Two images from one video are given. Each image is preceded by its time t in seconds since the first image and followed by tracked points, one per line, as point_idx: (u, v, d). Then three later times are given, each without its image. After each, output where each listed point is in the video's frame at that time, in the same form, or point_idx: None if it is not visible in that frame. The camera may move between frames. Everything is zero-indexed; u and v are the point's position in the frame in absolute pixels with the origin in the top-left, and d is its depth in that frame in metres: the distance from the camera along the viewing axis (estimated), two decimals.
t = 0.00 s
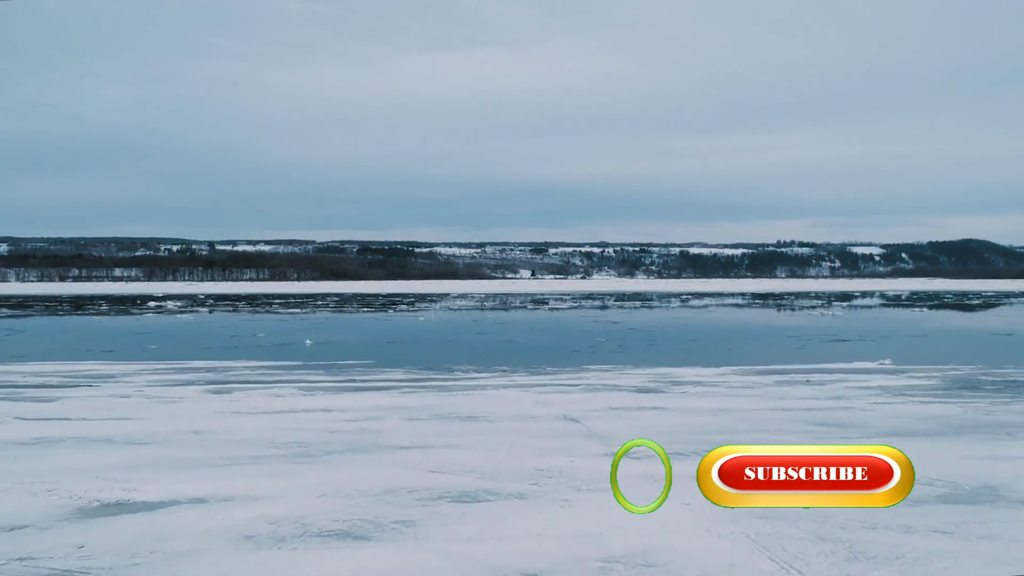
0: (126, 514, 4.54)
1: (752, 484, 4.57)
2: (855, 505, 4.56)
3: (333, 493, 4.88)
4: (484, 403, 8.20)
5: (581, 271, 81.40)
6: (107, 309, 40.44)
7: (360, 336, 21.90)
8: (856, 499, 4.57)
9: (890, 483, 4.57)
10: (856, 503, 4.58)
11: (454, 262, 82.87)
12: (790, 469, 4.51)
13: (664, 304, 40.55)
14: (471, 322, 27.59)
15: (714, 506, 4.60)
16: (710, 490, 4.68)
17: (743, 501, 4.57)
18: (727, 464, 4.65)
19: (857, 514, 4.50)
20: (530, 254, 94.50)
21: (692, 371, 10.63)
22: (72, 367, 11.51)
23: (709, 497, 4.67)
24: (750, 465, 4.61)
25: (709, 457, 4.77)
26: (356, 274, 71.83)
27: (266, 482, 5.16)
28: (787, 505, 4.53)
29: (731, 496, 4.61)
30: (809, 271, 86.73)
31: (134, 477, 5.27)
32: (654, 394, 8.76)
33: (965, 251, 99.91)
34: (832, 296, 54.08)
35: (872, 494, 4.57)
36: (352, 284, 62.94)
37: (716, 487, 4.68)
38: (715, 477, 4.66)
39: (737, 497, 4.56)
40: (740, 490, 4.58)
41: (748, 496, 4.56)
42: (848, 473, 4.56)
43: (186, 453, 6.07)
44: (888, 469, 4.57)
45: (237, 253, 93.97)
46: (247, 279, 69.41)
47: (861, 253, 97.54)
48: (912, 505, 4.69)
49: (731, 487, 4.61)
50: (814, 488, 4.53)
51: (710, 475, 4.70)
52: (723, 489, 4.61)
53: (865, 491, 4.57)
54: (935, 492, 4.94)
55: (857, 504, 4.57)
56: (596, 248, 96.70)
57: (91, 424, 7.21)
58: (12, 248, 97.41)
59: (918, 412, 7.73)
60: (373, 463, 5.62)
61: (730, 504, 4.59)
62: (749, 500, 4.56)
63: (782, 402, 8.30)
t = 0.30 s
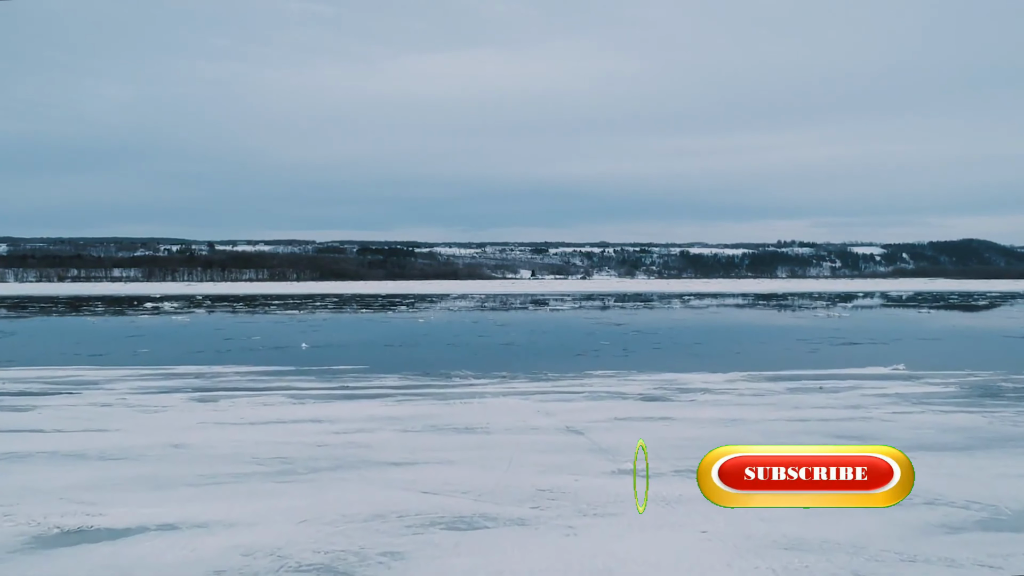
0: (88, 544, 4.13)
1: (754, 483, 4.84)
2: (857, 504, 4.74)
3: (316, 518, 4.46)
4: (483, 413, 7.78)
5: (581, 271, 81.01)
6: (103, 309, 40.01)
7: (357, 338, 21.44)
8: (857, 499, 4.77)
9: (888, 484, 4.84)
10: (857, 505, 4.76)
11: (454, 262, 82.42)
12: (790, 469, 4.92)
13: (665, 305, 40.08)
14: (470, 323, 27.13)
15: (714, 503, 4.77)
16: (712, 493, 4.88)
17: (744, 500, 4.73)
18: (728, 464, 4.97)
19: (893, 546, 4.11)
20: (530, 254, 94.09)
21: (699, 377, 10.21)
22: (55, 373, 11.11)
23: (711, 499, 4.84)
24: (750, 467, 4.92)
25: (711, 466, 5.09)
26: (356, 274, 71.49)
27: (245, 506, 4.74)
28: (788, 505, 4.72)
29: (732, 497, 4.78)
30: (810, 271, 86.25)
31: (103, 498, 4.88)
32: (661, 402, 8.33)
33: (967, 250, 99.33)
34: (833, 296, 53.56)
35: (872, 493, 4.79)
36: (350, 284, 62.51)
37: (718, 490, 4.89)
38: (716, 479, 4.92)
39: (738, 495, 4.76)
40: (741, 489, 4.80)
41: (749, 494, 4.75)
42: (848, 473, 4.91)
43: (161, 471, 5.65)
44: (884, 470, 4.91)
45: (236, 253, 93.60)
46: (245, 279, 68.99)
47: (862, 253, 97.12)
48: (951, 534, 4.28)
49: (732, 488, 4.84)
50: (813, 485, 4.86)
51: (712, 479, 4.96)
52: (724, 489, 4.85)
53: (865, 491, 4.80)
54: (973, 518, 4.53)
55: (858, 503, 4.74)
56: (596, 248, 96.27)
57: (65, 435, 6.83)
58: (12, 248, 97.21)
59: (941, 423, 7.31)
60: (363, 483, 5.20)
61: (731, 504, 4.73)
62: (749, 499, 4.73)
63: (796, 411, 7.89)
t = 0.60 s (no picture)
0: None
1: (753, 484, 4.73)
2: (856, 505, 4.73)
3: (297, 550, 4.05)
4: (480, 424, 7.36)
5: (581, 271, 80.65)
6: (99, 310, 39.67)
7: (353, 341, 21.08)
8: (856, 499, 4.73)
9: (890, 483, 4.74)
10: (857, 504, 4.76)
11: (454, 262, 82.13)
12: (790, 469, 4.70)
13: (665, 305, 39.72)
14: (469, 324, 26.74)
15: (714, 505, 4.76)
16: (711, 491, 4.84)
17: (744, 501, 4.71)
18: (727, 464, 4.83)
19: None
20: (530, 254, 93.80)
21: (706, 383, 9.79)
22: (37, 379, 10.70)
23: (710, 498, 4.83)
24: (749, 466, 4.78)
25: (710, 458, 4.99)
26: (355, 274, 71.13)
27: (218, 535, 4.32)
28: (788, 506, 4.70)
29: (732, 497, 4.77)
30: (810, 271, 85.88)
31: (65, 525, 4.47)
32: (669, 411, 7.91)
33: (968, 250, 98.88)
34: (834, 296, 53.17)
35: (872, 494, 4.74)
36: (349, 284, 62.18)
37: (717, 488, 4.85)
38: (716, 477, 4.83)
39: (738, 496, 4.72)
40: (742, 490, 4.74)
41: (748, 495, 4.71)
42: (848, 473, 4.72)
43: (133, 492, 5.22)
44: (887, 468, 4.73)
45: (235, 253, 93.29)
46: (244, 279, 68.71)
47: (863, 253, 96.75)
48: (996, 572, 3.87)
49: (733, 488, 4.76)
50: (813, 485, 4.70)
51: (711, 475, 4.87)
52: (724, 489, 4.77)
53: (865, 491, 4.74)
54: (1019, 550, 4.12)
55: (858, 504, 4.73)
56: (596, 248, 95.99)
57: (35, 450, 6.40)
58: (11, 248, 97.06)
59: (965, 435, 6.89)
60: (349, 507, 4.79)
61: (731, 504, 4.74)
62: (749, 500, 4.71)
63: (811, 422, 7.47)
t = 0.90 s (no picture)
0: None
1: (752, 484, 4.86)
2: (855, 505, 4.86)
3: None
4: (479, 436, 6.97)
5: (581, 271, 80.32)
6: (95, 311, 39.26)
7: (350, 343, 20.63)
8: (856, 499, 4.86)
9: (889, 483, 4.85)
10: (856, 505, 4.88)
11: (454, 262, 81.79)
12: (790, 469, 4.82)
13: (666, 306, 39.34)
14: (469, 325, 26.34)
15: (714, 505, 4.90)
16: (711, 490, 4.98)
17: (744, 500, 4.85)
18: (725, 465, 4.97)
19: None
20: (530, 254, 93.44)
21: (714, 390, 9.39)
22: (18, 385, 10.29)
23: (710, 498, 4.97)
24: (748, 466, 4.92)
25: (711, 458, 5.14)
26: (354, 275, 70.71)
27: (188, 568, 3.92)
28: (787, 506, 4.81)
29: (732, 496, 4.91)
30: (811, 271, 85.55)
31: (20, 557, 4.06)
32: (678, 421, 7.52)
33: (969, 250, 98.49)
34: (836, 296, 52.79)
35: (872, 494, 4.85)
36: (348, 284, 61.79)
37: (717, 488, 4.98)
38: (716, 477, 4.97)
39: (737, 496, 4.85)
40: (741, 490, 4.86)
41: (748, 495, 4.84)
42: (848, 473, 4.85)
43: (101, 515, 4.81)
44: (886, 469, 4.84)
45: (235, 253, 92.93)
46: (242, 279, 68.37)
47: (864, 253, 96.30)
48: None
49: (731, 488, 4.90)
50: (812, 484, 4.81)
51: (711, 475, 5.01)
52: (724, 489, 4.90)
53: (865, 491, 4.85)
54: None
55: (857, 504, 4.85)
56: (596, 248, 95.61)
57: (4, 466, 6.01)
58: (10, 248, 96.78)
59: (993, 448, 6.50)
60: (334, 534, 4.39)
61: (731, 504, 4.87)
62: (749, 499, 4.85)
63: (828, 434, 7.09)
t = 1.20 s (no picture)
0: None
1: (753, 484, 4.89)
2: (855, 506, 4.89)
3: None
4: (477, 449, 6.59)
5: (581, 271, 79.99)
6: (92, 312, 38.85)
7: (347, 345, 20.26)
8: (856, 499, 4.89)
9: (889, 483, 4.88)
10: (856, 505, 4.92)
11: (454, 262, 81.43)
12: (790, 469, 4.85)
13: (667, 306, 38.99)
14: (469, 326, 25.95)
15: (712, 505, 4.97)
16: (711, 491, 5.01)
17: (744, 500, 4.90)
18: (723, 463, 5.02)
19: None
20: (530, 255, 93.11)
21: (724, 399, 9.01)
22: None
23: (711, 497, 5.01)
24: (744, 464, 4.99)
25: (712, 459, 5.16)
26: (353, 275, 70.31)
27: None
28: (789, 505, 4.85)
29: (732, 496, 4.94)
30: (812, 271, 85.20)
31: None
32: (688, 433, 7.13)
33: (970, 250, 98.12)
34: (838, 296, 52.44)
35: (871, 494, 4.89)
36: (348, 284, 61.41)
37: (717, 487, 5.01)
38: (716, 477, 4.99)
39: (737, 496, 4.89)
40: (741, 490, 4.90)
41: (748, 495, 4.89)
42: (848, 473, 4.87)
43: (64, 541, 4.42)
44: (886, 469, 4.87)
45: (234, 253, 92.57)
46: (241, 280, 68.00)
47: (865, 253, 95.84)
48: None
49: (732, 486, 4.94)
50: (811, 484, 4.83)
51: (710, 475, 5.04)
52: (724, 488, 4.94)
53: (863, 491, 4.89)
54: None
55: (857, 504, 4.88)
56: (597, 248, 95.27)
57: None
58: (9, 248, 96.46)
59: None
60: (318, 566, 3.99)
61: (730, 504, 4.92)
62: (749, 499, 4.90)
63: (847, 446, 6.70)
